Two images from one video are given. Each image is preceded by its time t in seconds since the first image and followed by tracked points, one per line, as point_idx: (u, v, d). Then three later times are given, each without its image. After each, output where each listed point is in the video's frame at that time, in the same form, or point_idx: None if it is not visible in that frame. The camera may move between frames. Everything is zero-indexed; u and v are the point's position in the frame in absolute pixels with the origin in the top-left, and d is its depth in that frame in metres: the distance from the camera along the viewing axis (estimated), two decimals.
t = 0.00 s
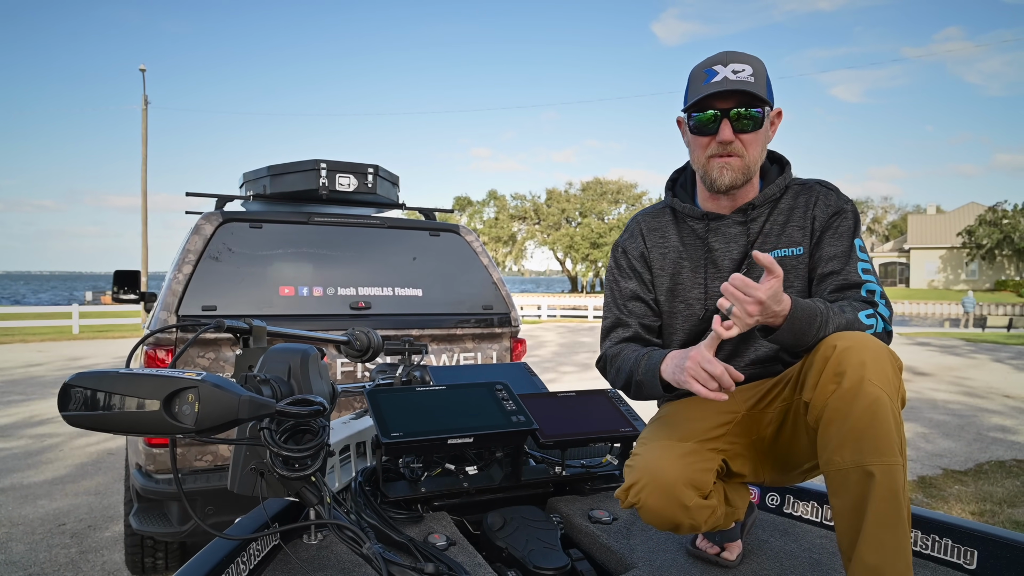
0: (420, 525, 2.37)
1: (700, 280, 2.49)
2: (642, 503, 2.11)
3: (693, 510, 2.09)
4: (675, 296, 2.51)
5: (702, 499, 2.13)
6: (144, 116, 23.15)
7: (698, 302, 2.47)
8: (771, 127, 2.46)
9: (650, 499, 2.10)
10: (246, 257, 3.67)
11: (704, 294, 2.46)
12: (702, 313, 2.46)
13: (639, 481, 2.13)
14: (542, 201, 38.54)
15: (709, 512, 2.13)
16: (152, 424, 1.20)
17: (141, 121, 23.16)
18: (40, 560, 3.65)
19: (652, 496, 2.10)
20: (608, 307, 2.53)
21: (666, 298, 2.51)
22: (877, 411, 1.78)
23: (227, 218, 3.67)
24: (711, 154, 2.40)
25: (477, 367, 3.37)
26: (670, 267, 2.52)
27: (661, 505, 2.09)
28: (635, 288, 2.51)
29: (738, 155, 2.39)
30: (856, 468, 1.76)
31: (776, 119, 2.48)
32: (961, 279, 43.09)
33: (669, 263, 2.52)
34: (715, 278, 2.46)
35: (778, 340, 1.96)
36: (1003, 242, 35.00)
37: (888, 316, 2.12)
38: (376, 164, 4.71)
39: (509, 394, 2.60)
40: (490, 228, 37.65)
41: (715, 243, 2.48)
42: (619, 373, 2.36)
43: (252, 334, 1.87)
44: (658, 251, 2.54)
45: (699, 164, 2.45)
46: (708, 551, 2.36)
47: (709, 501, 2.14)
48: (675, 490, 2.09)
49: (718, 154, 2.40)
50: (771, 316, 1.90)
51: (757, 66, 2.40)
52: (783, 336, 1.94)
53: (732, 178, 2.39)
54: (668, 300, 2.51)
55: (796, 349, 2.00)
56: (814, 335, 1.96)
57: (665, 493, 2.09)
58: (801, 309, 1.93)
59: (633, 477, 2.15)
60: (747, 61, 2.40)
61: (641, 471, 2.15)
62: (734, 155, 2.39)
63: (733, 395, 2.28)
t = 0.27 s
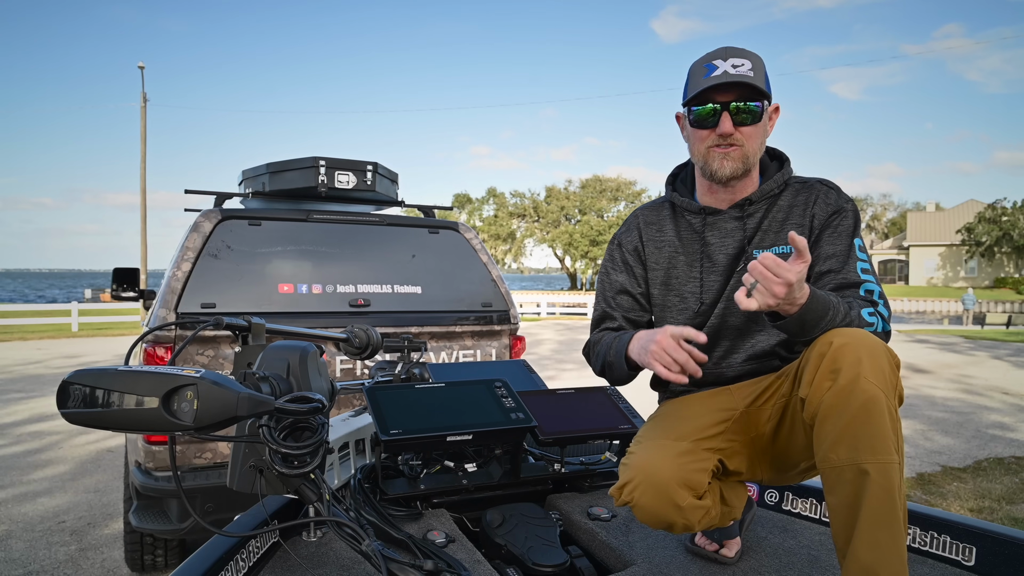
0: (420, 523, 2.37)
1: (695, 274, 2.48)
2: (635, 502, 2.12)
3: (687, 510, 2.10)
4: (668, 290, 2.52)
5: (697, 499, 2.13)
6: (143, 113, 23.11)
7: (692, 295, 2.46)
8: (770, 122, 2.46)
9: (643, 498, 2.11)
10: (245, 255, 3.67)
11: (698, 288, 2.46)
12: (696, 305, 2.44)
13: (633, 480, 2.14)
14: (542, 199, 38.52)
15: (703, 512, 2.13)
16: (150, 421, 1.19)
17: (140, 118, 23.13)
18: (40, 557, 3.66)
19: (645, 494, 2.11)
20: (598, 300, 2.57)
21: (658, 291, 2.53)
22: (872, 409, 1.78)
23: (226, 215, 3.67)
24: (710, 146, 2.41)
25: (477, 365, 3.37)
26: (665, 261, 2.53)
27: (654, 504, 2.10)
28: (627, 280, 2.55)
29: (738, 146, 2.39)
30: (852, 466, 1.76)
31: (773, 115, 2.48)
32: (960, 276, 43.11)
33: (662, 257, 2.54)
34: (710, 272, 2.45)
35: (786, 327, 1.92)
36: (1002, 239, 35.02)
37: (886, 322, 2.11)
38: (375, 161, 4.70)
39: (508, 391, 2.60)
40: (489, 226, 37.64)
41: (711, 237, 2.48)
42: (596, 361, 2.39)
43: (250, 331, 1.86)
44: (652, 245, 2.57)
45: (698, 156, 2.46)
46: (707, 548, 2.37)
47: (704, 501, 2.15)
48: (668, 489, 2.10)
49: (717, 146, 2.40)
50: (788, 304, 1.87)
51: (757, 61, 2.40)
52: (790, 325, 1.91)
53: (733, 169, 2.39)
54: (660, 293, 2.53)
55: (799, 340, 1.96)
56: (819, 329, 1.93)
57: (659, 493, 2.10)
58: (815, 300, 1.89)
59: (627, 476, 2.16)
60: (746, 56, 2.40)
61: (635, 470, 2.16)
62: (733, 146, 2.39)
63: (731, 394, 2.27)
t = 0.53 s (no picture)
0: (419, 521, 2.38)
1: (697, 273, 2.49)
2: (624, 494, 2.14)
3: (675, 502, 2.09)
4: (669, 288, 2.52)
5: (686, 492, 2.13)
6: (141, 113, 23.09)
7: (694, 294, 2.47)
8: (767, 121, 2.44)
9: (631, 490, 2.12)
10: (244, 254, 3.67)
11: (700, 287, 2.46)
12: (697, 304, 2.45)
13: (622, 472, 2.15)
14: (541, 198, 38.51)
15: (693, 506, 2.13)
16: (149, 421, 1.19)
17: (139, 117, 23.11)
18: (39, 556, 3.66)
19: (634, 487, 2.12)
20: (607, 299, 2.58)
21: (661, 289, 2.53)
22: (877, 408, 1.78)
23: (225, 215, 3.67)
24: (701, 146, 2.43)
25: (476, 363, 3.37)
26: (667, 259, 2.54)
27: (642, 496, 2.11)
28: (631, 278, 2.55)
29: (729, 146, 2.38)
30: (857, 466, 1.76)
31: (775, 114, 2.48)
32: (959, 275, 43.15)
33: (667, 255, 2.54)
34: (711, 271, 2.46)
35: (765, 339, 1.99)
36: (1001, 238, 35.04)
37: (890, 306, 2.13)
38: (374, 160, 4.70)
39: (508, 390, 2.60)
40: (489, 225, 37.63)
41: (712, 236, 2.48)
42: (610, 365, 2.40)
43: (249, 330, 1.86)
44: (657, 243, 2.57)
45: (692, 154, 2.48)
46: (706, 547, 2.37)
47: (693, 494, 2.15)
48: (657, 482, 2.10)
49: (708, 145, 2.42)
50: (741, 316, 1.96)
51: (753, 59, 2.39)
52: (774, 335, 1.97)
53: (721, 167, 2.40)
54: (663, 292, 2.53)
55: (791, 347, 2.03)
56: (806, 332, 1.99)
57: (647, 484, 2.10)
58: (773, 305, 1.97)
59: (617, 469, 2.17)
60: (742, 53, 2.38)
61: (625, 463, 2.17)
62: (723, 146, 2.39)
63: (727, 391, 2.27)
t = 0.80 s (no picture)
0: (419, 519, 2.38)
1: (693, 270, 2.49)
2: (621, 493, 2.14)
3: (673, 501, 2.10)
4: (667, 284, 2.52)
5: (683, 491, 2.14)
6: (141, 112, 23.09)
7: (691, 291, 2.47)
8: (771, 120, 2.46)
9: (629, 488, 2.13)
10: (244, 253, 3.67)
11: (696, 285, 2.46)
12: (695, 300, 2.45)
13: (619, 471, 2.16)
14: (541, 197, 38.50)
15: (690, 504, 2.14)
16: (149, 419, 1.20)
17: (139, 116, 23.10)
18: (40, 555, 3.66)
19: (630, 486, 2.12)
20: (603, 296, 2.60)
21: (658, 285, 2.53)
22: (884, 405, 1.79)
23: (225, 213, 3.67)
24: (712, 145, 2.41)
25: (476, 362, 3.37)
26: (665, 256, 2.54)
27: (638, 495, 2.11)
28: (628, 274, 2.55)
29: (739, 144, 2.39)
30: (863, 462, 1.76)
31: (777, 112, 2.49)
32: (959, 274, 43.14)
33: (663, 252, 2.55)
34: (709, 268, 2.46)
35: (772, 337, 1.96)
36: (1001, 237, 35.04)
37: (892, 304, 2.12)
38: (374, 159, 4.70)
39: (507, 388, 2.60)
40: (488, 224, 37.63)
41: (710, 234, 2.49)
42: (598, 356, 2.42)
43: (249, 329, 1.86)
44: (653, 241, 2.57)
45: (699, 154, 2.46)
46: (706, 544, 2.38)
47: (691, 493, 2.15)
48: (653, 481, 2.11)
49: (718, 144, 2.41)
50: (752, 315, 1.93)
51: (759, 56, 2.39)
52: (780, 333, 1.94)
53: (733, 168, 2.40)
54: (660, 288, 2.53)
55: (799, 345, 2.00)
56: (810, 330, 1.97)
57: (644, 483, 2.11)
58: (783, 304, 1.94)
59: (614, 467, 2.18)
60: (748, 52, 2.39)
61: (622, 461, 2.18)
62: (734, 145, 2.39)
63: (726, 389, 2.28)
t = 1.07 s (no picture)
0: (419, 519, 2.38)
1: (696, 273, 2.50)
2: (632, 491, 2.14)
3: (684, 499, 2.11)
4: (669, 288, 2.52)
5: (693, 489, 2.14)
6: (141, 111, 23.08)
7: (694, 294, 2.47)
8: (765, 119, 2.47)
9: (640, 487, 2.12)
10: (244, 253, 3.67)
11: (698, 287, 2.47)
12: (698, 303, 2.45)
13: (630, 469, 2.16)
14: (540, 196, 38.49)
15: (700, 502, 2.14)
16: (149, 419, 1.20)
17: (138, 115, 23.09)
18: (40, 555, 3.66)
19: (642, 484, 2.12)
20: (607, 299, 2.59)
21: (660, 289, 2.53)
22: (873, 404, 1.78)
23: (225, 213, 3.67)
24: (709, 148, 2.40)
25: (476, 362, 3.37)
26: (666, 260, 2.54)
27: (650, 493, 2.11)
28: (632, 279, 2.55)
29: (737, 146, 2.38)
30: (853, 462, 1.76)
31: (768, 112, 2.49)
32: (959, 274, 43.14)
33: (665, 256, 2.54)
34: (711, 271, 2.46)
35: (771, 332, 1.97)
36: (1001, 236, 35.03)
37: (889, 305, 2.13)
38: (374, 159, 4.70)
39: (507, 388, 2.60)
40: (488, 223, 37.63)
41: (711, 236, 2.49)
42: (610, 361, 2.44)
43: (249, 329, 1.87)
44: (655, 244, 2.57)
45: (698, 158, 2.44)
46: (706, 545, 2.38)
47: (701, 491, 2.15)
48: (665, 479, 2.11)
49: (717, 147, 2.40)
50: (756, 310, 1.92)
51: (750, 59, 2.41)
52: (778, 326, 1.94)
53: (734, 171, 2.39)
54: (663, 292, 2.53)
55: (796, 341, 2.01)
56: (808, 326, 1.97)
57: (656, 481, 2.11)
58: (785, 300, 1.94)
59: (625, 466, 2.18)
60: (738, 54, 2.41)
61: (633, 460, 2.18)
62: (732, 147, 2.38)
63: (731, 388, 2.29)
